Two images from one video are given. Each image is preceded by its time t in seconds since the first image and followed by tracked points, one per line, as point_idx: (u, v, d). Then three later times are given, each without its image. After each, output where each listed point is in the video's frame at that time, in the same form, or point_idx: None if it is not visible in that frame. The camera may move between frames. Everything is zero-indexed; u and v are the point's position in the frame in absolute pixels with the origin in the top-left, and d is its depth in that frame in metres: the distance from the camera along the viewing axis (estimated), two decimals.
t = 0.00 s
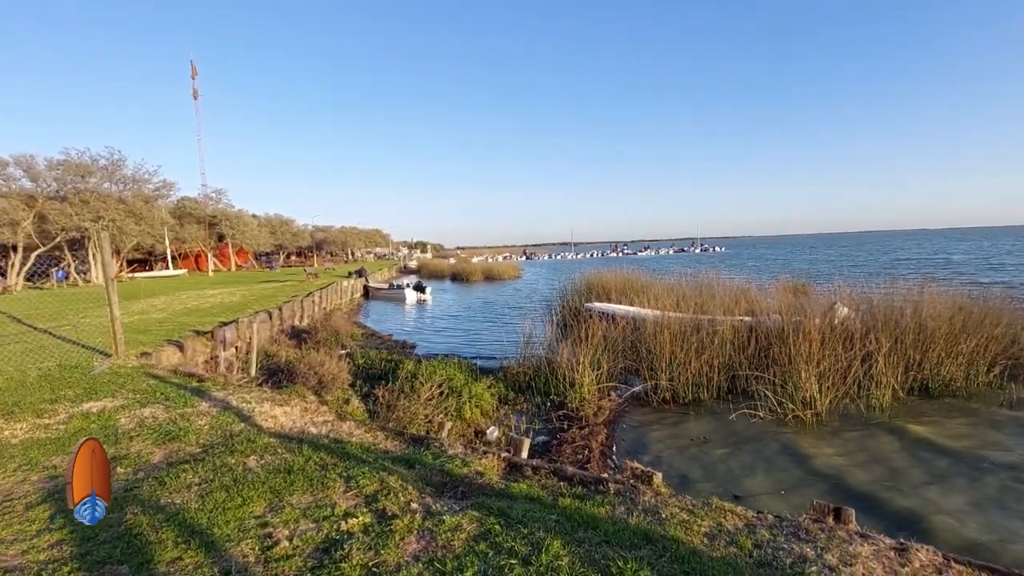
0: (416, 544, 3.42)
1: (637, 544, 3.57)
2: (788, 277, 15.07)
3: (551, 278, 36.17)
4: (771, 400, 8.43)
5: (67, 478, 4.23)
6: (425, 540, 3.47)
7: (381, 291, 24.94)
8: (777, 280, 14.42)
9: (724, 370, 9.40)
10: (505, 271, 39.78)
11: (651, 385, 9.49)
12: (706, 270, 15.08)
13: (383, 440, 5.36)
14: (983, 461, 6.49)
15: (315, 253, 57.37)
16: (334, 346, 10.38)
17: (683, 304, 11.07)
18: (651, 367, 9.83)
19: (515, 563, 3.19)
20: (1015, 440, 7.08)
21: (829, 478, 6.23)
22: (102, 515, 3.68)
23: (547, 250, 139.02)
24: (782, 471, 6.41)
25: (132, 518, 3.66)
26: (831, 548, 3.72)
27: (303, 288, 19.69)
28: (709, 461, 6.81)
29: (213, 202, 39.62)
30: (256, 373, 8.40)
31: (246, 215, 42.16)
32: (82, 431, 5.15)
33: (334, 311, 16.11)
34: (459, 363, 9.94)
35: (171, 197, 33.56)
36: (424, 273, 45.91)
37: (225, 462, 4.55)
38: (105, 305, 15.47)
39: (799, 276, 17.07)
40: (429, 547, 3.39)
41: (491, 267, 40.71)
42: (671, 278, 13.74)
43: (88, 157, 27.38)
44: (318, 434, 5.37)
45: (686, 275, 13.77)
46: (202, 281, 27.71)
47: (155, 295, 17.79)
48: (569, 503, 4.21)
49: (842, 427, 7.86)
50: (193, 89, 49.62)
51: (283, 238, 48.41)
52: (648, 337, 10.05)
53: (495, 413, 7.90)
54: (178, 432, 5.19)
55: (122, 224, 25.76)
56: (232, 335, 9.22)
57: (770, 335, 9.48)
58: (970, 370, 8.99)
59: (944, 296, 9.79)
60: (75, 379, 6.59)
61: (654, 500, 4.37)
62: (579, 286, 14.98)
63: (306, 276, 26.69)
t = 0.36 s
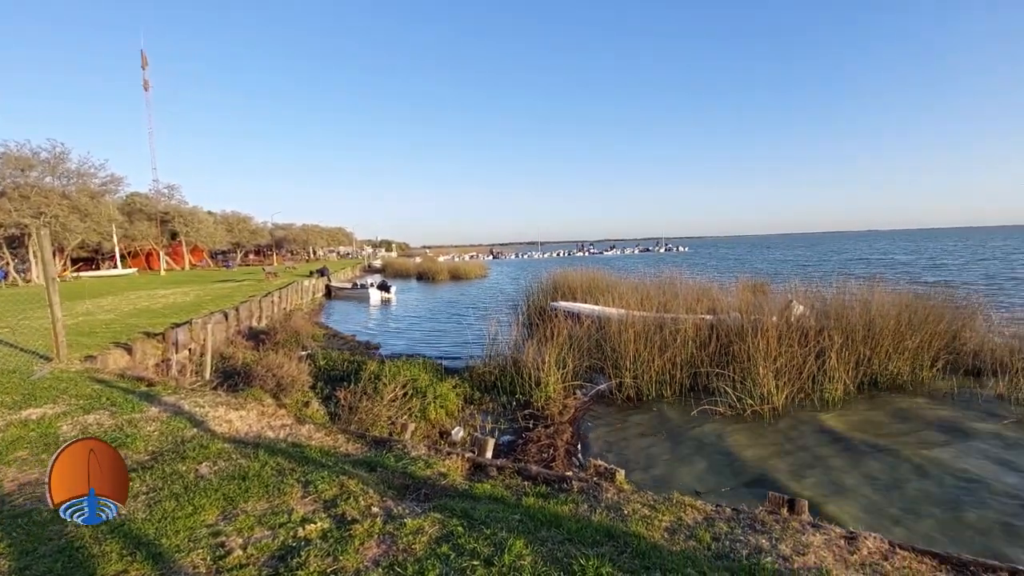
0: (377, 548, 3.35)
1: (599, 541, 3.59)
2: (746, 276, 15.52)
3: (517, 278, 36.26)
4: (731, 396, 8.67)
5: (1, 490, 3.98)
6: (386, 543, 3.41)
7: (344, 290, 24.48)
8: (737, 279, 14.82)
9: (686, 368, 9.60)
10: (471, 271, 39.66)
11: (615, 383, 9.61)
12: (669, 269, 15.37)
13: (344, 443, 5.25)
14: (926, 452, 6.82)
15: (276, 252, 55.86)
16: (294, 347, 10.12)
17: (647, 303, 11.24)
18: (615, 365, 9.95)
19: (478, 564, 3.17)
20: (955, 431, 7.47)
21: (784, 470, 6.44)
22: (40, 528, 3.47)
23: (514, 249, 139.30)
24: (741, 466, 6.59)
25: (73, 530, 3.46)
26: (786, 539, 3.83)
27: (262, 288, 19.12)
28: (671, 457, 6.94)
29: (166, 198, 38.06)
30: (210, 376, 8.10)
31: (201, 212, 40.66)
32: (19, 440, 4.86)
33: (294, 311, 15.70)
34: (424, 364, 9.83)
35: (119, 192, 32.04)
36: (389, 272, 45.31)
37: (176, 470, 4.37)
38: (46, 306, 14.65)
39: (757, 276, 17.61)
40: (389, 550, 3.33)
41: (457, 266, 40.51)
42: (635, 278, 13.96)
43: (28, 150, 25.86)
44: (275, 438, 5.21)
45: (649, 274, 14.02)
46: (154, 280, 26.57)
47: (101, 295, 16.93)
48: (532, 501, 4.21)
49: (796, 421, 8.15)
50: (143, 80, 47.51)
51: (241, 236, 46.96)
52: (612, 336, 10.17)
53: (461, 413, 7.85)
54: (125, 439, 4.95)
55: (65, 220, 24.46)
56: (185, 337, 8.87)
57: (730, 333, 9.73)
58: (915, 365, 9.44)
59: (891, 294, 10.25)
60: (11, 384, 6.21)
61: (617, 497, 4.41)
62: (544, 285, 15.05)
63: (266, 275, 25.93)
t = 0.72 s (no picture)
0: (333, 554, 3.27)
1: (560, 539, 3.60)
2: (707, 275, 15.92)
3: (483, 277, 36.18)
4: (691, 392, 8.86)
5: None
6: (343, 549, 3.32)
7: (305, 290, 23.90)
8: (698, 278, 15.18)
9: (649, 365, 9.76)
10: (437, 271, 39.35)
11: (580, 381, 9.69)
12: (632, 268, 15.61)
13: (302, 447, 5.11)
14: (874, 443, 7.12)
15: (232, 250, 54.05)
16: (250, 349, 9.81)
17: (611, 302, 11.38)
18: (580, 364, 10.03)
19: (438, 566, 3.12)
20: (899, 422, 7.84)
21: (741, 463, 6.61)
22: None
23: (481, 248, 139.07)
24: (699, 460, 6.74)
25: (5, 545, 3.25)
26: (741, 530, 3.93)
27: (216, 288, 18.45)
28: (633, 453, 7.03)
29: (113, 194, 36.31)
30: (160, 380, 7.76)
31: (151, 208, 38.97)
32: None
33: (251, 312, 15.22)
34: (387, 364, 9.68)
35: (60, 187, 30.36)
36: (352, 271, 44.49)
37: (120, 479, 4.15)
38: None
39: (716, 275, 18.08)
40: (347, 556, 3.24)
41: (422, 266, 40.13)
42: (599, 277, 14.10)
43: None
44: (229, 444, 5.03)
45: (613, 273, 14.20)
46: (100, 280, 25.36)
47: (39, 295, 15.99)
48: (495, 502, 4.19)
49: (753, 416, 8.39)
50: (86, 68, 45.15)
51: (195, 233, 45.26)
52: (576, 334, 10.24)
53: (424, 414, 7.76)
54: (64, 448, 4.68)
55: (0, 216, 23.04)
56: (133, 339, 8.46)
57: (691, 330, 9.95)
58: (864, 360, 9.86)
59: (842, 292, 10.67)
60: None
61: (579, 494, 4.43)
62: (510, 284, 15.05)
63: (221, 275, 25.05)
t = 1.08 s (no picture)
0: (287, 567, 3.16)
1: (521, 542, 3.58)
2: (670, 275, 16.22)
3: (449, 277, 35.96)
4: (655, 390, 9.00)
5: None
6: (297, 561, 3.22)
7: (264, 292, 23.22)
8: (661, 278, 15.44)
9: (613, 364, 9.86)
10: (402, 271, 38.87)
11: (545, 381, 9.72)
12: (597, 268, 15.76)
13: (256, 457, 4.94)
14: (827, 438, 7.38)
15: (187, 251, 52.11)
16: (204, 355, 9.46)
17: (576, 302, 11.45)
18: (545, 364, 10.06)
19: None
20: (850, 416, 8.15)
21: (702, 461, 6.74)
22: None
23: (448, 248, 138.25)
24: (661, 459, 6.83)
25: None
26: (699, 526, 3.99)
27: (168, 291, 17.77)
28: (598, 453, 7.07)
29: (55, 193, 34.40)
30: (105, 389, 7.38)
31: (98, 207, 37.15)
32: None
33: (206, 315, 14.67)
34: (349, 368, 9.48)
35: None
36: (314, 272, 43.51)
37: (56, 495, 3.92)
38: None
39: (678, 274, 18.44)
40: (300, 569, 3.14)
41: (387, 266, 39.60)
42: (564, 277, 14.17)
43: None
44: (177, 455, 4.82)
45: (578, 273, 14.30)
46: (39, 283, 23.95)
47: None
48: (456, 506, 4.14)
49: (714, 413, 8.59)
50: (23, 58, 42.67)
51: (146, 234, 43.39)
52: (541, 335, 10.26)
53: (387, 418, 7.62)
54: None
55: None
56: (75, 347, 8.09)
57: (654, 330, 10.11)
58: (818, 355, 10.22)
59: (797, 291, 11.03)
60: None
61: (541, 495, 4.42)
62: (475, 285, 14.97)
63: (174, 277, 24.05)
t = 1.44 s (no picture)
0: None
1: (489, 548, 3.53)
2: (644, 274, 16.37)
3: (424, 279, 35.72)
4: (628, 389, 9.06)
5: None
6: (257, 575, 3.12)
7: (233, 296, 22.70)
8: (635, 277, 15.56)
9: (587, 364, 9.88)
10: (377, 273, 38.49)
11: (519, 382, 9.69)
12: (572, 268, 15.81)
13: (218, 466, 4.79)
14: (795, 433, 7.52)
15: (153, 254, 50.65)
16: (168, 361, 9.18)
17: (550, 302, 11.45)
18: (519, 365, 10.03)
19: None
20: (816, 411, 8.32)
21: (673, 460, 6.80)
22: None
23: (423, 249, 137.36)
24: (634, 458, 6.87)
25: None
26: (668, 525, 4.00)
27: (132, 295, 17.24)
28: (570, 454, 7.08)
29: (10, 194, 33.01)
30: (60, 398, 7.10)
31: (57, 210, 35.80)
32: None
33: (172, 320, 14.26)
34: (319, 372, 9.31)
35: None
36: (287, 275, 42.75)
37: (2, 512, 3.74)
38: None
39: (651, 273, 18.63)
40: None
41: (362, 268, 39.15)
42: (538, 278, 14.18)
43: None
44: (135, 466, 4.65)
45: (552, 274, 14.32)
46: None
47: None
48: (424, 512, 4.07)
49: (685, 410, 8.68)
50: None
51: (109, 237, 42.02)
52: (516, 336, 10.23)
53: (358, 422, 7.53)
54: None
55: None
56: (31, 354, 7.68)
57: (628, 329, 10.17)
58: (787, 352, 10.41)
59: (767, 289, 11.22)
60: None
61: (511, 498, 4.37)
62: (450, 286, 14.87)
63: (138, 281, 23.32)
